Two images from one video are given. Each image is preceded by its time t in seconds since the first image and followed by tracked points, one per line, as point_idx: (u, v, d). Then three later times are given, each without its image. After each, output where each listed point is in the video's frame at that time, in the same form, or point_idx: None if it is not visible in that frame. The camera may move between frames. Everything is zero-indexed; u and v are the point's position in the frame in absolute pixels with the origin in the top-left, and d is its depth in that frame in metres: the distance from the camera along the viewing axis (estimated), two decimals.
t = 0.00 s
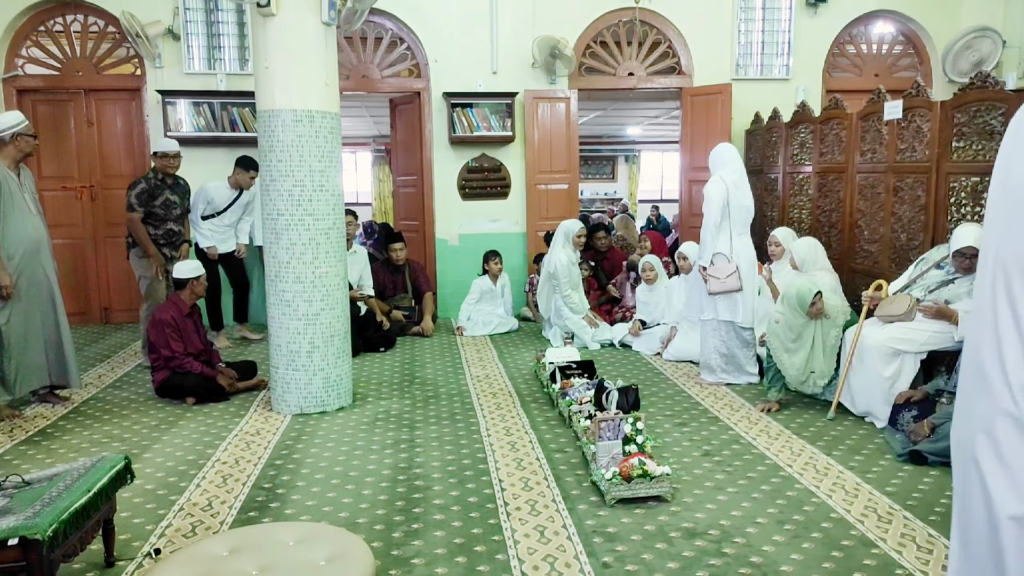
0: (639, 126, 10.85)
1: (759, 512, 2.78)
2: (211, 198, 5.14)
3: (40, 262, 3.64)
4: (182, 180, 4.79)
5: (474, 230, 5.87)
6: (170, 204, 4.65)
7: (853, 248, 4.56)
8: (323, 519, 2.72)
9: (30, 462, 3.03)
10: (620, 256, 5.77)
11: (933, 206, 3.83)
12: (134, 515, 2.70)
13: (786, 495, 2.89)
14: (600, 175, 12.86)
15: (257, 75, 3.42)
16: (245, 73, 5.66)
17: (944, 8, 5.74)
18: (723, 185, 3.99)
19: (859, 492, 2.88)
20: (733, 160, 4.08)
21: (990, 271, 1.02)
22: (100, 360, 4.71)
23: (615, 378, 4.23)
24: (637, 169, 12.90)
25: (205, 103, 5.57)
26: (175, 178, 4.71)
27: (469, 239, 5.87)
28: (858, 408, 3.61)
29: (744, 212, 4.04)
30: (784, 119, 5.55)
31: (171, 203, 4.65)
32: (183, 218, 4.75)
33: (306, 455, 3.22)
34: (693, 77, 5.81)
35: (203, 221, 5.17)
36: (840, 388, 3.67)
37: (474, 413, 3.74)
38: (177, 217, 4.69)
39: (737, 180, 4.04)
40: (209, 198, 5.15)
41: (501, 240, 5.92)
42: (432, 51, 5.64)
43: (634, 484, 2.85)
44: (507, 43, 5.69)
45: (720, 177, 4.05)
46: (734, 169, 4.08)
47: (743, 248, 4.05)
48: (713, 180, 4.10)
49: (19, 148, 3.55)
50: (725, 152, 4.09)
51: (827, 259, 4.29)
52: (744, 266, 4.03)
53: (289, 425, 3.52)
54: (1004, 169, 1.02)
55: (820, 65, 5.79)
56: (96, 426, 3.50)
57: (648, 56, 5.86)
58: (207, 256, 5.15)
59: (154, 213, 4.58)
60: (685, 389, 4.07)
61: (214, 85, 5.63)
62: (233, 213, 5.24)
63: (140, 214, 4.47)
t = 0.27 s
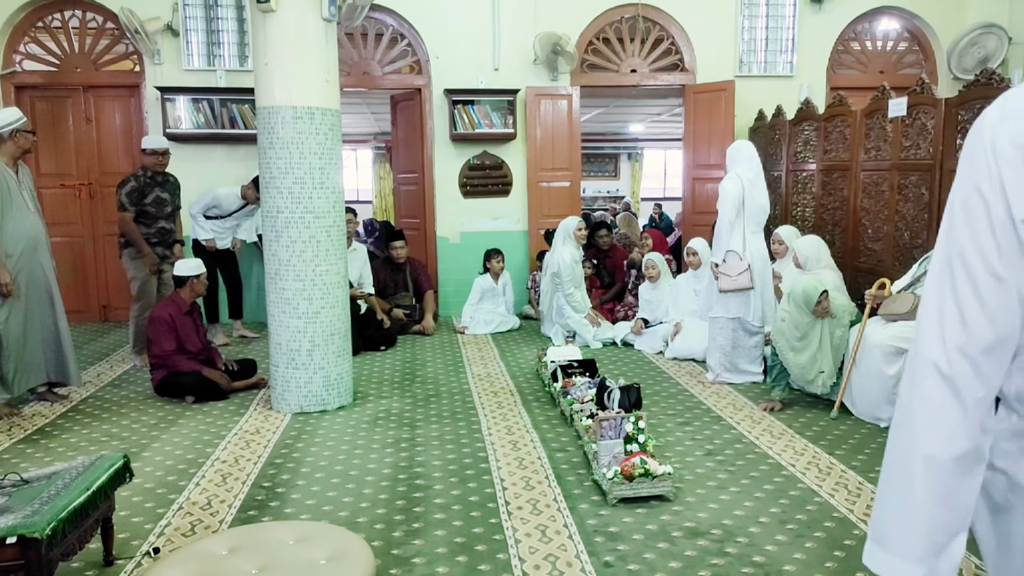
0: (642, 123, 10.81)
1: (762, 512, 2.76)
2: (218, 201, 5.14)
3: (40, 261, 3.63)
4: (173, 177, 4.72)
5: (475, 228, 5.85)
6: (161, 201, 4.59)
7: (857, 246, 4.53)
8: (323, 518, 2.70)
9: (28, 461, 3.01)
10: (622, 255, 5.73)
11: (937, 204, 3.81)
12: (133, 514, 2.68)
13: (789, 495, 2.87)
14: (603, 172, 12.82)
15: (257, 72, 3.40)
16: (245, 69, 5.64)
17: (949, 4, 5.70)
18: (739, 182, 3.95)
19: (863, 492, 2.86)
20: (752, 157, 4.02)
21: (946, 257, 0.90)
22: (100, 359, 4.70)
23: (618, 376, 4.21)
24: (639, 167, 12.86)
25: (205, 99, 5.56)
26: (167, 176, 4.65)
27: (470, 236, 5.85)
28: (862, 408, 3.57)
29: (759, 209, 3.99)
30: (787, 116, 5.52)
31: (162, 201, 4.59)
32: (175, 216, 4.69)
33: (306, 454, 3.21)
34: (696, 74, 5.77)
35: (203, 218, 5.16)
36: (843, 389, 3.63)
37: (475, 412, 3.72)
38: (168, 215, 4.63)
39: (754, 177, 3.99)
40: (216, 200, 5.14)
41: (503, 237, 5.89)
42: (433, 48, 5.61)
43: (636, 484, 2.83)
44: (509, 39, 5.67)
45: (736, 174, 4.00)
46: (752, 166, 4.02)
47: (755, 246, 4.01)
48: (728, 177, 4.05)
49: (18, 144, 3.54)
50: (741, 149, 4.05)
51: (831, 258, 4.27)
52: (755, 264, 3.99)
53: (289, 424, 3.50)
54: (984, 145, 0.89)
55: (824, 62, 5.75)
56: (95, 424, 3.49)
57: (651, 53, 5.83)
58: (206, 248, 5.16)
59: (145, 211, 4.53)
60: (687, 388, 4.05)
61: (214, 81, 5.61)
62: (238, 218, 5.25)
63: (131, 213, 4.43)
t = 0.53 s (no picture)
0: (644, 121, 10.77)
1: (763, 512, 2.74)
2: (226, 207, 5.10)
3: (38, 257, 3.62)
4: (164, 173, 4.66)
5: (476, 226, 5.83)
6: (149, 198, 4.52)
7: (861, 246, 4.50)
8: (322, 516, 2.68)
9: (25, 458, 3.00)
10: (624, 253, 5.70)
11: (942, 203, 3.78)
12: (130, 511, 2.67)
13: (791, 495, 2.85)
14: (605, 170, 12.78)
15: (257, 68, 3.38)
16: (245, 65, 5.62)
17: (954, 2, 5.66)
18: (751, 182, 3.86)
19: (866, 492, 2.84)
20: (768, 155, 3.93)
21: (925, 240, 1.05)
22: (99, 356, 4.68)
23: (619, 375, 4.19)
24: (642, 165, 12.82)
25: (205, 95, 5.54)
26: (154, 171, 4.58)
27: (472, 234, 5.83)
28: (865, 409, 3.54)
29: (771, 209, 3.92)
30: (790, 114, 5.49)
31: (151, 198, 4.52)
32: (165, 211, 4.62)
33: (305, 452, 3.19)
34: (699, 71, 5.75)
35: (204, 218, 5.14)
36: (847, 389, 3.60)
37: (476, 410, 3.70)
38: (157, 211, 4.56)
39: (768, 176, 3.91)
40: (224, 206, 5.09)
41: (504, 235, 5.87)
42: (435, 44, 5.59)
43: (637, 483, 2.81)
44: (511, 36, 5.64)
45: (750, 172, 3.92)
46: (767, 165, 3.92)
47: (766, 245, 3.96)
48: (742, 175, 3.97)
49: (16, 140, 3.53)
50: (756, 147, 3.95)
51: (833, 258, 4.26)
52: (766, 264, 3.95)
53: (289, 421, 3.49)
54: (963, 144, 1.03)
55: (828, 59, 5.72)
56: (94, 421, 3.47)
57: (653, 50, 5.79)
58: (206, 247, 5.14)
59: (134, 209, 4.47)
60: (689, 387, 4.03)
61: (214, 77, 5.60)
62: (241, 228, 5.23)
63: (120, 211, 4.38)
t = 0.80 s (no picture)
0: (643, 117, 10.77)
1: (762, 507, 2.74)
2: (227, 230, 5.31)
3: (37, 255, 3.63)
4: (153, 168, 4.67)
5: (476, 223, 5.83)
6: (143, 193, 4.52)
7: (859, 242, 4.51)
8: (321, 512, 2.69)
9: (25, 455, 3.01)
10: (623, 250, 5.71)
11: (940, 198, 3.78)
12: (130, 508, 2.68)
13: (789, 490, 2.86)
14: (604, 167, 12.78)
15: (255, 65, 3.39)
16: (244, 63, 5.62)
17: None
18: (755, 178, 3.85)
19: (864, 487, 2.85)
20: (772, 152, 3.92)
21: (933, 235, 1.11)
22: (99, 354, 4.69)
23: (618, 372, 4.20)
24: (641, 162, 12.81)
25: (204, 93, 5.55)
26: (147, 167, 4.58)
27: (471, 231, 5.84)
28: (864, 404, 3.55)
29: (774, 206, 3.89)
30: (789, 110, 5.49)
31: (145, 193, 4.53)
32: (160, 206, 4.62)
33: (305, 449, 3.20)
34: (698, 67, 5.74)
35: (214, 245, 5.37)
36: (846, 385, 3.60)
37: (475, 407, 3.71)
38: (152, 207, 4.56)
39: (774, 173, 3.89)
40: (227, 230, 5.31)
41: (503, 232, 5.88)
42: (433, 41, 5.59)
43: (636, 479, 2.82)
44: (510, 33, 5.64)
45: (755, 168, 3.90)
46: (772, 161, 3.91)
47: (769, 242, 3.95)
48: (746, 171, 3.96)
49: (15, 138, 3.53)
50: (762, 144, 3.95)
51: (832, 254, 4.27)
52: (770, 261, 3.94)
53: (289, 418, 3.50)
54: (970, 148, 1.08)
55: (826, 55, 5.71)
56: (94, 419, 3.49)
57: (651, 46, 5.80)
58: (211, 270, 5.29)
59: (127, 205, 4.45)
60: (688, 383, 4.03)
61: (213, 75, 5.60)
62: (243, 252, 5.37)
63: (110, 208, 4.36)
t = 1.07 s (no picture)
0: (640, 117, 10.81)
1: (755, 503, 2.77)
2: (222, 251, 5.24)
3: (38, 252, 3.65)
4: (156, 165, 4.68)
5: (473, 220, 5.86)
6: (144, 189, 4.54)
7: (854, 240, 4.54)
8: (319, 508, 2.71)
9: (26, 450, 3.03)
10: (619, 248, 5.73)
11: (934, 197, 3.81)
12: (130, 503, 2.70)
13: (783, 486, 2.89)
14: (600, 166, 12.82)
15: (255, 64, 3.40)
16: (242, 61, 5.64)
17: None
18: (752, 177, 3.89)
19: (857, 484, 2.88)
20: (769, 152, 3.95)
21: (968, 214, 1.09)
22: (98, 350, 4.72)
23: (614, 369, 4.23)
24: (638, 161, 12.86)
25: (203, 91, 5.56)
26: (147, 163, 4.60)
27: (469, 229, 5.86)
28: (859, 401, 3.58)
29: (771, 206, 3.94)
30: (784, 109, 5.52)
31: (145, 188, 4.55)
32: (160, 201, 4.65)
33: (303, 445, 3.22)
34: (694, 67, 5.77)
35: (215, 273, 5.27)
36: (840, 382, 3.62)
37: (472, 403, 3.74)
38: (154, 201, 4.60)
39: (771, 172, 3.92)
40: (220, 251, 5.26)
41: (501, 230, 5.90)
42: (431, 40, 5.61)
43: (631, 475, 2.84)
44: (508, 32, 5.67)
45: (752, 167, 3.93)
46: (769, 161, 3.94)
47: (765, 241, 3.98)
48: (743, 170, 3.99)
49: (15, 135, 3.54)
50: (760, 143, 3.97)
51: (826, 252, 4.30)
52: (765, 261, 3.98)
53: (287, 414, 3.52)
54: (1002, 127, 1.08)
55: (822, 55, 5.75)
56: (93, 414, 3.51)
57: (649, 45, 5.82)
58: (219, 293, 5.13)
59: (129, 201, 4.48)
60: (683, 381, 4.06)
61: (212, 73, 5.62)
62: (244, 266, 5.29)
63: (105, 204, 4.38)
